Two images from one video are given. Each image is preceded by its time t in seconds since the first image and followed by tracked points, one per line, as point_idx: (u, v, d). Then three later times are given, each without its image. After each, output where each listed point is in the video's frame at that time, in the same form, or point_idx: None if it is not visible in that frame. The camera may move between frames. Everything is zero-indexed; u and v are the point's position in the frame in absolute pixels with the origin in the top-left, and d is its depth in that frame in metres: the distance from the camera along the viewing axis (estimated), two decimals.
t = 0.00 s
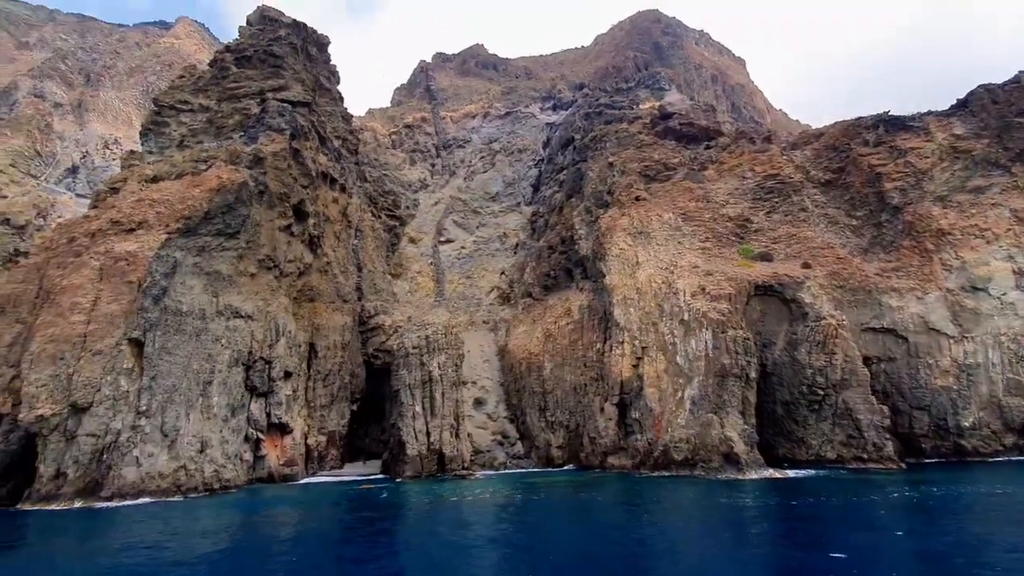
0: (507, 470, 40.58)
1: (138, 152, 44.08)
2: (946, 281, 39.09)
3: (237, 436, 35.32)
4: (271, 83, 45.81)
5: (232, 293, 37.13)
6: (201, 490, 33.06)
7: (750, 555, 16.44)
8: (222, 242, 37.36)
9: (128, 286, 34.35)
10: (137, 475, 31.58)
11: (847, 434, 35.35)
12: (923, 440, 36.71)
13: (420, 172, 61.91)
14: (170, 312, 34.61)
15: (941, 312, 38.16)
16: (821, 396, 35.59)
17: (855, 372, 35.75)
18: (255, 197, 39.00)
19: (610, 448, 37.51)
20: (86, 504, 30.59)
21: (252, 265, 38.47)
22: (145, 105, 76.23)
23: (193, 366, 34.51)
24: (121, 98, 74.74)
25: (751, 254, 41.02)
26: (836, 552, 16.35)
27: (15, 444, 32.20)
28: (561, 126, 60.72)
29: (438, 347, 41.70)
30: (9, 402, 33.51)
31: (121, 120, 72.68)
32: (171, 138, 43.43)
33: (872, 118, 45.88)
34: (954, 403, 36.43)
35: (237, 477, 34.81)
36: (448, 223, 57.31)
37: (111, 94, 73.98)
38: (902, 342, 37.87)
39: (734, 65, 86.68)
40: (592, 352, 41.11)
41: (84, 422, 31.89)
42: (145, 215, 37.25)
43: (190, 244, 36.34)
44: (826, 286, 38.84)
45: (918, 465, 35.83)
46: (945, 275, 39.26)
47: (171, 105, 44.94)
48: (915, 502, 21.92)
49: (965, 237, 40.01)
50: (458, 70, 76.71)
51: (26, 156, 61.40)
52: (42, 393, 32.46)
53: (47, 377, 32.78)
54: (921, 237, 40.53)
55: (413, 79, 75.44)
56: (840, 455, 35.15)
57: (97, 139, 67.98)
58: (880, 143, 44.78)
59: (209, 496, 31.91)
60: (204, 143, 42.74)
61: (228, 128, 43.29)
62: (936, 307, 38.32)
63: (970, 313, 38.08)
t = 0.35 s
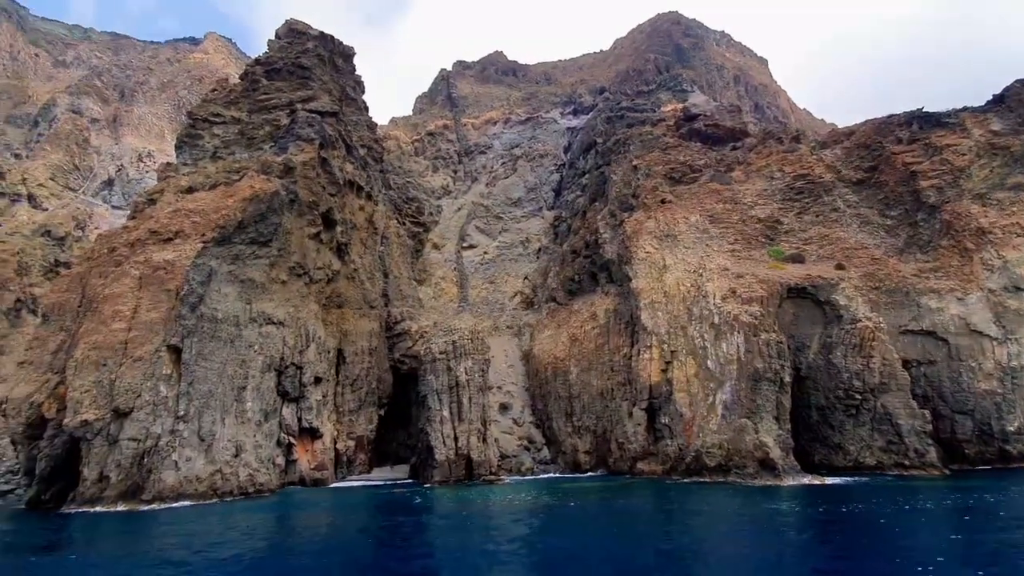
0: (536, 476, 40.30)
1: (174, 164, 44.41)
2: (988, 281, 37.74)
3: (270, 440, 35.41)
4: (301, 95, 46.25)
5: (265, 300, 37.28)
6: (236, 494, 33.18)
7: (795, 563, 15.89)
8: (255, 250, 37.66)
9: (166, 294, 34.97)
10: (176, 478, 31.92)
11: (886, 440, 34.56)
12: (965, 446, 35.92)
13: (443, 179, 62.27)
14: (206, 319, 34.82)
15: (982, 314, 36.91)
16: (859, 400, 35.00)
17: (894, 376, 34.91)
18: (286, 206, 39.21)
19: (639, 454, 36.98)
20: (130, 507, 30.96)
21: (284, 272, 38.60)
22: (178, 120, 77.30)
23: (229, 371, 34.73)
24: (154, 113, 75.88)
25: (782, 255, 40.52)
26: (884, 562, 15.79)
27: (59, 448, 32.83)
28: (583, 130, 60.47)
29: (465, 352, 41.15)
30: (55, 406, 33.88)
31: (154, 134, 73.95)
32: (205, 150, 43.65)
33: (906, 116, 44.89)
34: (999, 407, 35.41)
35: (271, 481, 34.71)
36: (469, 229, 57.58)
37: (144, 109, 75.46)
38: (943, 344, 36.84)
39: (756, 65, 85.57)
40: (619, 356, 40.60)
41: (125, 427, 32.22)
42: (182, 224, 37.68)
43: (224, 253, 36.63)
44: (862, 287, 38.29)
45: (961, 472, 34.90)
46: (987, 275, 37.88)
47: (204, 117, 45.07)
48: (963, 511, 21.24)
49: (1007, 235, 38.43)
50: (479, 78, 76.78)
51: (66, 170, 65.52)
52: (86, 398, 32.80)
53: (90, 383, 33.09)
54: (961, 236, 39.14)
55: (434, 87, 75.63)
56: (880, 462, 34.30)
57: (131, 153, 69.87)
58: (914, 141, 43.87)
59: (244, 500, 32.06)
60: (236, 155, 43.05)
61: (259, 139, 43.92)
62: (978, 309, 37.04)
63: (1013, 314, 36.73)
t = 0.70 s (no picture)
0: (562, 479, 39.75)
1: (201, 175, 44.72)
2: None
3: (299, 445, 35.55)
4: (323, 104, 46.43)
5: (293, 307, 37.50)
6: (268, 499, 33.28)
7: (832, 568, 15.47)
8: (282, 258, 37.89)
9: (198, 301, 35.03)
10: (211, 483, 32.02)
11: (924, 441, 33.82)
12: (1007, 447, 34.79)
13: (461, 184, 62.82)
14: (236, 326, 35.07)
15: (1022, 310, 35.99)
16: (895, 400, 34.37)
17: (931, 374, 34.26)
18: (312, 214, 39.45)
19: (667, 457, 36.51)
20: (169, 511, 30.90)
21: (310, 279, 38.84)
22: (202, 132, 78.05)
23: (259, 377, 34.93)
24: (179, 126, 76.74)
25: (811, 254, 39.89)
26: (923, 566, 15.30)
27: (98, 454, 32.74)
28: (601, 131, 60.28)
29: (490, 356, 41.02)
30: (93, 413, 33.68)
31: (179, 146, 74.76)
32: (231, 161, 43.94)
33: (935, 109, 43.98)
34: None
35: (301, 486, 34.96)
36: (488, 232, 58.28)
37: (169, 122, 76.33)
38: (981, 342, 35.91)
39: (774, 62, 84.80)
40: (643, 358, 40.12)
41: (161, 432, 32.13)
42: (212, 234, 37.89)
43: (253, 261, 36.84)
44: (893, 284, 37.52)
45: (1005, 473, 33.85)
46: None
47: (230, 129, 45.53)
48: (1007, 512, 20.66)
49: None
50: (494, 83, 77.00)
51: (95, 183, 66.87)
52: (123, 406, 32.62)
53: (127, 391, 32.94)
54: (997, 229, 38.14)
55: (450, 94, 76.02)
56: (918, 463, 33.55)
57: (157, 166, 70.81)
58: (946, 133, 42.77)
59: (276, 505, 32.11)
60: (261, 165, 43.22)
61: (283, 149, 44.14)
62: (1017, 304, 36.10)
63: None
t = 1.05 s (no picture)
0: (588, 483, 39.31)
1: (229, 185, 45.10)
2: None
3: (328, 448, 35.53)
4: (347, 112, 46.66)
5: (320, 313, 37.66)
6: (299, 501, 33.33)
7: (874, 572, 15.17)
8: (309, 263, 38.04)
9: (230, 308, 35.30)
10: (244, 486, 32.17)
11: (965, 443, 33.21)
12: None
13: (480, 189, 63.01)
14: (266, 331, 35.32)
15: None
16: (933, 400, 33.78)
17: (971, 374, 33.59)
18: (338, 220, 39.65)
19: (696, 460, 36.18)
20: (204, 513, 31.25)
21: (335, 284, 38.99)
22: (227, 143, 78.79)
23: (289, 382, 35.03)
24: (205, 137, 77.47)
25: (841, 252, 39.30)
26: (963, 569, 15.01)
27: (135, 457, 33.21)
28: (621, 132, 59.99)
29: (514, 359, 40.64)
30: (129, 417, 33.85)
31: (206, 157, 75.42)
32: (258, 170, 44.29)
33: (965, 103, 43.25)
34: None
35: (331, 489, 34.83)
36: (509, 236, 58.47)
37: (195, 134, 77.02)
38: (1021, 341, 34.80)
39: (793, 59, 83.87)
40: (669, 360, 39.71)
41: (196, 436, 32.54)
42: (242, 241, 38.11)
43: (282, 267, 37.08)
44: (928, 282, 36.59)
45: None
46: None
47: (257, 138, 45.88)
48: None
49: None
50: (511, 87, 77.12)
51: (126, 195, 68.17)
52: (160, 410, 33.02)
53: (163, 396, 33.29)
54: None
55: (469, 99, 76.20)
56: (959, 465, 32.92)
57: (184, 177, 71.64)
58: (978, 127, 42.15)
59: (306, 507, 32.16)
60: (288, 173, 43.46)
61: (308, 157, 44.35)
62: None
63: None
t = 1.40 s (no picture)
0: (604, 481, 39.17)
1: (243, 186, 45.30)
2: None
3: (343, 447, 35.57)
4: (358, 112, 46.76)
5: (336, 312, 37.77)
6: (317, 500, 33.37)
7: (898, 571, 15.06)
8: (324, 263, 38.19)
9: (247, 308, 35.74)
10: (262, 485, 32.28)
11: (989, 440, 32.81)
12: None
13: (490, 188, 63.07)
14: (283, 331, 35.50)
15: None
16: (956, 398, 33.43)
17: (995, 370, 33.23)
18: (352, 220, 39.72)
19: (713, 459, 36.02)
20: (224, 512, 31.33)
21: (350, 283, 39.06)
22: (237, 144, 79.12)
23: (305, 381, 35.14)
24: (216, 139, 77.79)
25: (859, 248, 39.04)
26: (989, 568, 14.87)
27: (154, 457, 33.60)
28: (631, 129, 59.67)
29: (530, 358, 40.61)
30: (148, 417, 34.45)
31: (217, 159, 75.73)
32: (272, 171, 44.44)
33: (982, 96, 42.75)
34: None
35: (347, 488, 34.86)
36: (520, 236, 58.50)
37: (206, 136, 77.37)
38: None
39: (803, 54, 83.25)
40: (684, 358, 39.48)
41: (215, 436, 32.84)
42: (258, 242, 38.45)
43: (297, 267, 37.40)
44: (950, 278, 36.03)
45: None
46: None
47: (271, 139, 46.03)
48: None
49: None
50: (520, 86, 77.06)
51: (139, 197, 68.66)
52: (179, 409, 33.27)
53: (182, 396, 33.58)
54: None
55: (478, 98, 76.20)
56: (983, 463, 32.58)
57: (195, 179, 72.03)
58: (996, 120, 41.46)
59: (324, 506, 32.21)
60: (300, 173, 43.62)
61: (321, 157, 44.49)
62: None
63: None
